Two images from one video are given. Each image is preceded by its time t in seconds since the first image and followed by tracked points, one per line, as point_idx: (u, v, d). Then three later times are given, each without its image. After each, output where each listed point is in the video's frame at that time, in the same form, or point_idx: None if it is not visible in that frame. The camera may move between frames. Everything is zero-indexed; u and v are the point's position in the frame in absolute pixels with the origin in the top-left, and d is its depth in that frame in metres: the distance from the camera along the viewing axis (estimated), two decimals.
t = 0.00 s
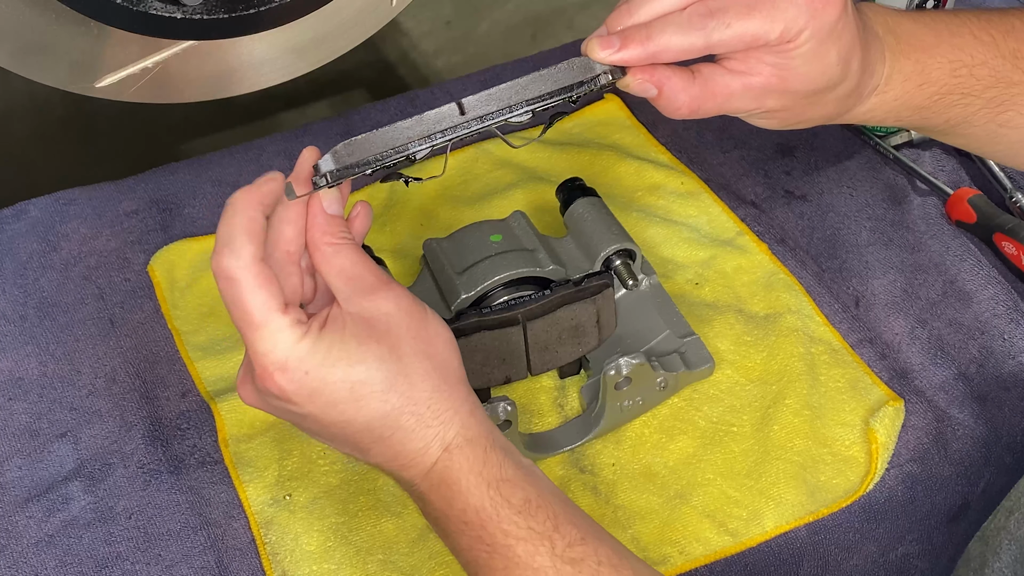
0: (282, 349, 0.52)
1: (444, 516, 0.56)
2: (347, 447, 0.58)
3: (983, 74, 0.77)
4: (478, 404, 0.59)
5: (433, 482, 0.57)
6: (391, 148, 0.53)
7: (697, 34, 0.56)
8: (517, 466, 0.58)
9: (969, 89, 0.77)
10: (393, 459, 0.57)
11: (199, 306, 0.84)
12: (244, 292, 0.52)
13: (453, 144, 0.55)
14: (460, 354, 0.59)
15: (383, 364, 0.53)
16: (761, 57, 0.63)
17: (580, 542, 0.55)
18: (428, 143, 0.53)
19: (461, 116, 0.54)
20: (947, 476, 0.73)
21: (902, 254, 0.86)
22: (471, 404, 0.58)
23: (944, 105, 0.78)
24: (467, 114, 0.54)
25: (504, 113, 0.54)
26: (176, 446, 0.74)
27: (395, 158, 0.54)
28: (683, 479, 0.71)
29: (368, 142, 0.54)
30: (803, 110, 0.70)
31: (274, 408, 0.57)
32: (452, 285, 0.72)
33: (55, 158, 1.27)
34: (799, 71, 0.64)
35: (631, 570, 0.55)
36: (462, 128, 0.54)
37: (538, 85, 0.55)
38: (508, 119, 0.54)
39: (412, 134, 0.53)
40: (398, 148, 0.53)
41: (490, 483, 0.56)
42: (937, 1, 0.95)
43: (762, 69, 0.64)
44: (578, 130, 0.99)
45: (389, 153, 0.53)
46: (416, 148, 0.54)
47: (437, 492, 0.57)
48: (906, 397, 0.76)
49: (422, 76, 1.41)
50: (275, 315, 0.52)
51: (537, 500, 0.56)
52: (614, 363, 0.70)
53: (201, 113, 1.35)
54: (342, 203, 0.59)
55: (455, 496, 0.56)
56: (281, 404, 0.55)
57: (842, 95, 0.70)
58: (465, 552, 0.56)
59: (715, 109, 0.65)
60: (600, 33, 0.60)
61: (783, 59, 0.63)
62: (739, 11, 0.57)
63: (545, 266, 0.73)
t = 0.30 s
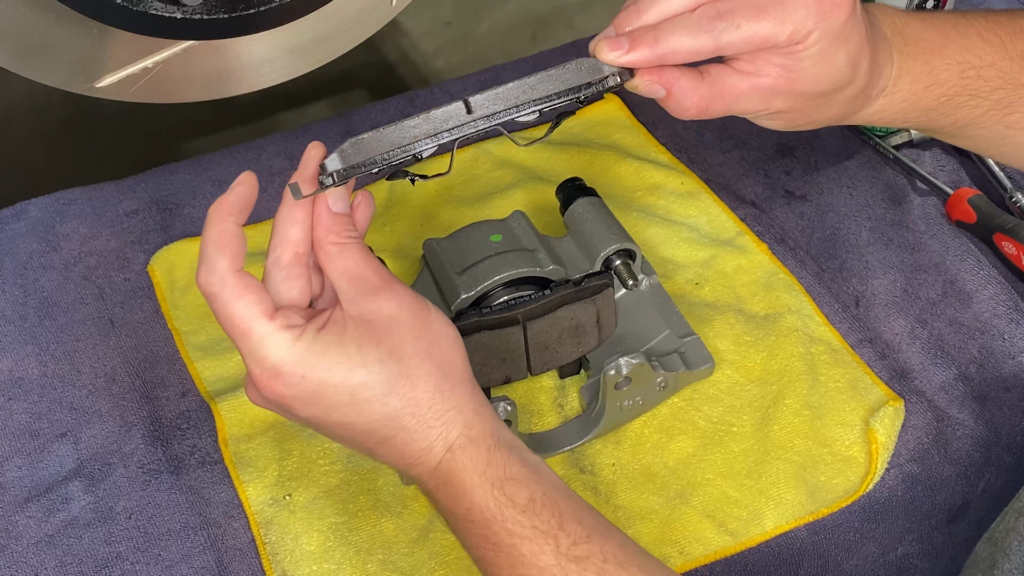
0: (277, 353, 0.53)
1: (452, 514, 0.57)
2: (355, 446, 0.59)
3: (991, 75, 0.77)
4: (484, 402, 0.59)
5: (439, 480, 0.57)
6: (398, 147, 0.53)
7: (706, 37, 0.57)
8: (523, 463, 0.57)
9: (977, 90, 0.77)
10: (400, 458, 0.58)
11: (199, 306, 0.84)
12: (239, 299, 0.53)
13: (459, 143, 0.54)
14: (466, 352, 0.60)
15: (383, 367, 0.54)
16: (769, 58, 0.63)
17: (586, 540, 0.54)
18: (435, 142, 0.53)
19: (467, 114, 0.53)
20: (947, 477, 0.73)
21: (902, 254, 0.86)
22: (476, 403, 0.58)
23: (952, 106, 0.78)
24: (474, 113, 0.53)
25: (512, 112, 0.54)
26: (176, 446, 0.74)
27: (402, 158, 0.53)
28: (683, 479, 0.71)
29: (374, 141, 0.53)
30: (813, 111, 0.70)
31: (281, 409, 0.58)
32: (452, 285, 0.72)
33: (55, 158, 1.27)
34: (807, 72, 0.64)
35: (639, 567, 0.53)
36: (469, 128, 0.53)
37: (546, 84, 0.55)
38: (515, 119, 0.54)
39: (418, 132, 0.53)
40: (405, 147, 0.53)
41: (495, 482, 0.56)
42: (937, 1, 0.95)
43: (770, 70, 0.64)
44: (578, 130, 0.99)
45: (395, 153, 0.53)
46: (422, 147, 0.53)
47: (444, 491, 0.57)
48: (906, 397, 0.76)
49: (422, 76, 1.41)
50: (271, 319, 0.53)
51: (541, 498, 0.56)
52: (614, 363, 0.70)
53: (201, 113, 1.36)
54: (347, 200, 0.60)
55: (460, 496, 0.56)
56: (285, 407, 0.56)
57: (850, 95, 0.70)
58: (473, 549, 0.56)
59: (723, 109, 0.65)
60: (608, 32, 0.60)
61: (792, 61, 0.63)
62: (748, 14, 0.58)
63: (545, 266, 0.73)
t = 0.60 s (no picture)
0: (275, 354, 0.54)
1: (457, 508, 0.57)
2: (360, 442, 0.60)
3: (996, 79, 0.78)
4: (489, 396, 0.59)
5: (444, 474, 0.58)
6: (400, 147, 0.53)
7: (713, 44, 0.57)
8: (526, 458, 0.57)
9: (983, 93, 0.77)
10: (405, 453, 0.58)
11: (199, 306, 0.84)
12: (238, 300, 0.55)
13: (462, 144, 0.55)
14: (470, 347, 0.60)
15: (382, 365, 0.55)
16: (776, 63, 0.63)
17: (590, 533, 0.54)
18: (437, 142, 0.53)
19: (471, 116, 0.53)
20: (947, 476, 0.73)
21: (902, 254, 0.86)
22: (479, 398, 0.58)
23: (957, 110, 0.78)
24: (478, 115, 0.53)
25: (516, 116, 0.54)
26: (176, 446, 0.74)
27: (403, 157, 0.54)
28: (683, 479, 0.71)
29: (378, 139, 0.53)
30: (820, 115, 0.70)
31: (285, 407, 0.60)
32: (452, 285, 0.72)
33: (54, 158, 1.27)
34: (812, 77, 0.64)
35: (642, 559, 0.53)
36: (472, 129, 0.54)
37: (551, 89, 0.54)
38: (519, 122, 0.54)
39: (422, 132, 0.53)
40: (408, 147, 0.53)
41: (498, 477, 0.56)
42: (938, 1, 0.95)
43: (777, 74, 0.64)
44: (578, 130, 0.99)
45: (397, 152, 0.53)
46: (425, 147, 0.53)
47: (448, 485, 0.57)
48: (906, 397, 0.76)
49: (422, 76, 1.41)
50: (269, 321, 0.55)
51: (545, 493, 0.56)
52: (614, 363, 0.71)
53: (201, 113, 1.36)
54: (349, 197, 0.59)
55: (464, 491, 0.56)
56: (288, 406, 0.57)
57: (857, 98, 0.70)
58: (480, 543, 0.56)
59: (728, 112, 0.65)
60: (615, 37, 0.60)
61: (797, 66, 0.63)
62: (755, 21, 0.58)
63: (545, 266, 0.73)
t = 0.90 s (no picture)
0: (277, 352, 0.55)
1: (461, 505, 0.57)
2: (363, 440, 0.60)
3: (997, 79, 0.78)
4: (491, 393, 0.59)
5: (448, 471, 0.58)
6: (400, 145, 0.53)
7: (714, 40, 0.57)
8: (529, 455, 0.57)
9: (984, 93, 0.77)
10: (409, 451, 0.58)
11: (199, 306, 0.84)
12: (242, 298, 0.56)
13: (463, 141, 0.54)
14: (472, 345, 0.60)
15: (383, 363, 0.55)
16: (776, 60, 0.63)
17: (594, 530, 0.54)
18: (438, 139, 0.53)
19: (472, 113, 0.53)
20: (947, 476, 0.73)
21: (902, 254, 0.86)
22: (482, 395, 0.58)
23: (958, 110, 0.78)
24: (478, 112, 0.53)
25: (516, 112, 0.54)
26: (176, 446, 0.74)
27: (404, 154, 0.54)
28: (683, 479, 0.71)
29: (377, 137, 0.53)
30: (821, 114, 0.70)
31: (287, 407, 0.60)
32: (452, 285, 0.72)
33: (55, 158, 1.27)
34: (812, 75, 0.64)
35: (646, 557, 0.53)
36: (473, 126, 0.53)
37: (552, 84, 0.54)
38: (519, 118, 0.54)
39: (422, 130, 0.53)
40: (408, 145, 0.53)
41: (501, 474, 0.56)
42: (938, 1, 0.95)
43: (778, 71, 0.64)
44: (578, 130, 0.99)
45: (397, 150, 0.53)
46: (425, 145, 0.53)
47: (452, 483, 0.57)
48: (906, 397, 0.76)
49: (422, 76, 1.41)
50: (271, 319, 0.55)
51: (548, 489, 0.56)
52: (614, 363, 0.71)
53: (201, 113, 1.36)
54: (350, 195, 0.59)
55: (467, 488, 0.56)
56: (290, 405, 0.58)
57: (858, 98, 0.70)
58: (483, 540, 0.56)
59: (729, 108, 0.65)
60: (615, 33, 0.59)
61: (798, 63, 0.63)
62: (756, 17, 0.58)
63: (545, 266, 0.73)
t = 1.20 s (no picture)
0: (280, 352, 0.55)
1: (463, 505, 0.57)
2: (366, 441, 0.60)
3: (995, 76, 0.78)
4: (494, 393, 0.59)
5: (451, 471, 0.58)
6: (400, 144, 0.53)
7: (711, 30, 0.57)
8: (532, 455, 0.57)
9: (982, 90, 0.77)
10: (411, 452, 0.58)
11: (199, 306, 0.84)
12: (247, 298, 0.55)
13: (463, 138, 0.54)
14: (474, 345, 0.60)
15: (386, 364, 0.55)
16: (773, 53, 0.63)
17: (596, 530, 0.54)
18: (438, 137, 0.53)
19: (471, 109, 0.53)
20: (947, 476, 0.73)
21: (902, 254, 0.86)
22: (484, 395, 0.58)
23: (955, 106, 0.78)
24: (478, 108, 0.53)
25: (516, 107, 0.53)
26: (176, 446, 0.74)
27: (404, 153, 0.54)
28: (683, 479, 0.71)
29: (378, 137, 0.53)
30: (819, 109, 0.71)
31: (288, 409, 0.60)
32: (452, 285, 0.72)
33: (55, 158, 1.27)
34: (810, 67, 0.64)
35: (649, 557, 0.53)
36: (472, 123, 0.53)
37: (550, 78, 0.54)
38: (519, 113, 0.54)
39: (422, 128, 0.53)
40: (408, 143, 0.53)
41: (503, 474, 0.56)
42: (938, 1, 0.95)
43: (776, 64, 0.64)
44: (578, 130, 0.99)
45: (398, 149, 0.53)
46: (425, 143, 0.53)
47: (454, 483, 0.57)
48: (906, 397, 0.76)
49: (422, 76, 1.41)
50: (275, 319, 0.55)
51: (551, 490, 0.56)
52: (614, 363, 0.71)
53: (201, 113, 1.36)
54: (353, 196, 0.60)
55: (469, 489, 0.56)
56: (293, 406, 0.58)
57: (856, 93, 0.70)
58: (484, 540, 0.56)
59: (727, 100, 0.65)
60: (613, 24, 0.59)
61: (795, 56, 0.63)
62: (754, 8, 0.58)
63: (545, 266, 0.73)
